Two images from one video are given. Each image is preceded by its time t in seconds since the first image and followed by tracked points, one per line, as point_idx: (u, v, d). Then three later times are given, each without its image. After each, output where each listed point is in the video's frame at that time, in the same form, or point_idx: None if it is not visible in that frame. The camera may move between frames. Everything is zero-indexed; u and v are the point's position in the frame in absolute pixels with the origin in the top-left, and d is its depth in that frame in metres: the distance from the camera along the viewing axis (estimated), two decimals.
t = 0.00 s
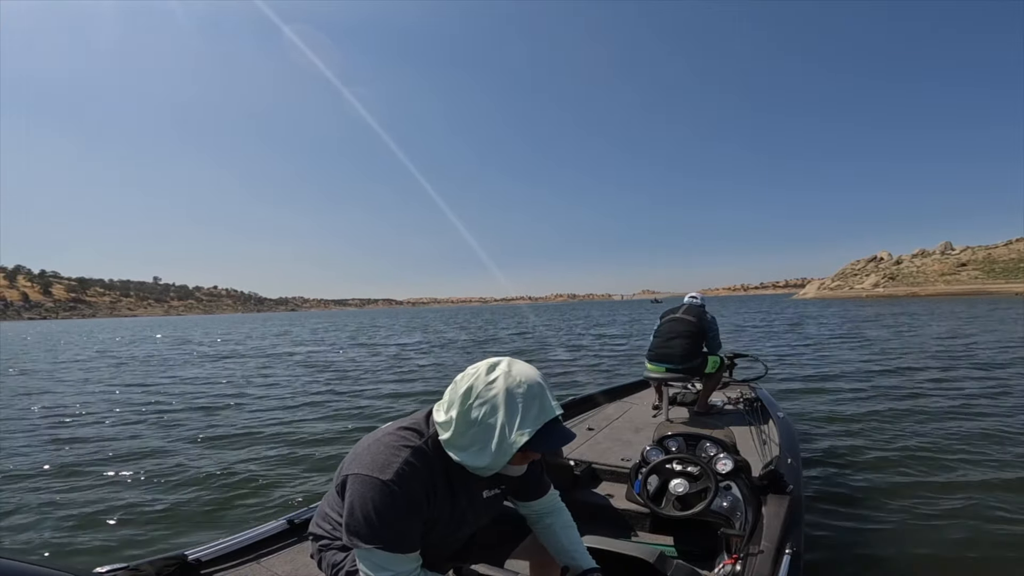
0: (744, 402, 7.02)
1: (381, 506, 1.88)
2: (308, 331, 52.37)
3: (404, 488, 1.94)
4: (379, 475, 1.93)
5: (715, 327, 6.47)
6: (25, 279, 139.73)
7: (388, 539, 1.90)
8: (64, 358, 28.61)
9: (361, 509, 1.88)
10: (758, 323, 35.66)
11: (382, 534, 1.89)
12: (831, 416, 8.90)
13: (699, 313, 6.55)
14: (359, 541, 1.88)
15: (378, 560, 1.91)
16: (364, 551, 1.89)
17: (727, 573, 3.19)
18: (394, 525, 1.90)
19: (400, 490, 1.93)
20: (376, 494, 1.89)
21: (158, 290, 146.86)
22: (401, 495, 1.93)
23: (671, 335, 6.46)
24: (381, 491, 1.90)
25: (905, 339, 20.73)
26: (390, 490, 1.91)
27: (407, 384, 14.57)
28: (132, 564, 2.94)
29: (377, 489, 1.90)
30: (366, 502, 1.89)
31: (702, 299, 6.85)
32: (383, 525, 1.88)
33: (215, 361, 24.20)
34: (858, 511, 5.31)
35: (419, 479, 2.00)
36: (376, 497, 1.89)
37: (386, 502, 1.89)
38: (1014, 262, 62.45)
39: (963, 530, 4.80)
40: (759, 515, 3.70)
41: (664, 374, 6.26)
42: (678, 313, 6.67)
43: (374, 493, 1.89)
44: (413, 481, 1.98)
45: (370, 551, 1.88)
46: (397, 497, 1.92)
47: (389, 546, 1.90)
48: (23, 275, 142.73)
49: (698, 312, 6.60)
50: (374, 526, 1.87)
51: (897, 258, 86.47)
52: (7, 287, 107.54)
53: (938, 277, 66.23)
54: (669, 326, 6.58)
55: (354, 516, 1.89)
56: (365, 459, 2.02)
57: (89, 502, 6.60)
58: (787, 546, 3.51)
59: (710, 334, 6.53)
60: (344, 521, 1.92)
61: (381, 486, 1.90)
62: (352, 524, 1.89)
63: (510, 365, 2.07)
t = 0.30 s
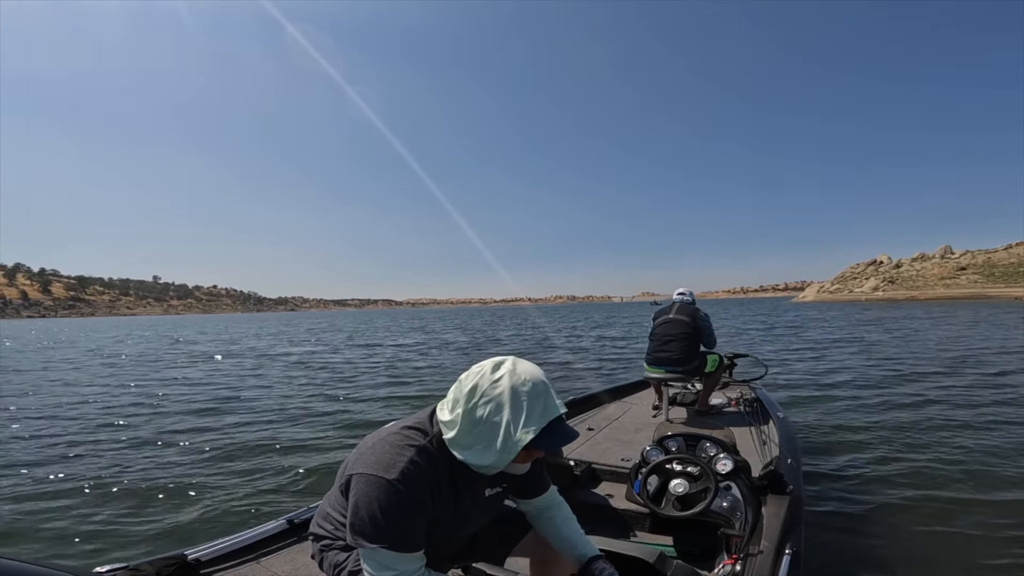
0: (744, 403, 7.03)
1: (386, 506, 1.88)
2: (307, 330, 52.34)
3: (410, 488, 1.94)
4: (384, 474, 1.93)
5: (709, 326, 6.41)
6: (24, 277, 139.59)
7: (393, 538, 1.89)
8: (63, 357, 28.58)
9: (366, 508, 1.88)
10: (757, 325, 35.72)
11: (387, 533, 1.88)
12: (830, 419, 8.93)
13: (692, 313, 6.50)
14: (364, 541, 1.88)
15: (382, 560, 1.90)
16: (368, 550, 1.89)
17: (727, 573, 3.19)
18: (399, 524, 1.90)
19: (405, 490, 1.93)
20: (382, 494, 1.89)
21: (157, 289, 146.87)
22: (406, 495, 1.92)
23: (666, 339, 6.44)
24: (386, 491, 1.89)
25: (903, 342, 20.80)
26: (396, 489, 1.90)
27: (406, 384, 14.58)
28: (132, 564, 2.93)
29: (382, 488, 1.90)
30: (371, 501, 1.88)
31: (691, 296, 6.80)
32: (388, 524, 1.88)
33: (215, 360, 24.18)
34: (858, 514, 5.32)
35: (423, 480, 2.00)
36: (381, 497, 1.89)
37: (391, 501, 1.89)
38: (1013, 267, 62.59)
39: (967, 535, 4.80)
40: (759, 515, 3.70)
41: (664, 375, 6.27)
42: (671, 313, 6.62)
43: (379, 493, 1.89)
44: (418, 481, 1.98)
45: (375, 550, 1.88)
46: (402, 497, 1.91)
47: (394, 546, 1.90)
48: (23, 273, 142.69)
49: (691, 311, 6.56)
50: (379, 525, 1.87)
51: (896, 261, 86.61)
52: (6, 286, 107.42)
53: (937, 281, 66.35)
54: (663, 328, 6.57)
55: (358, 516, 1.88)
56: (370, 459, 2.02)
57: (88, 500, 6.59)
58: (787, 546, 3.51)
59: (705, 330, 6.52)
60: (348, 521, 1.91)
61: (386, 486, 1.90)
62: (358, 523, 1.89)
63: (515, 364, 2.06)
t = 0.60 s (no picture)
0: (744, 403, 7.02)
1: (390, 505, 1.88)
2: (307, 330, 52.35)
3: (413, 488, 1.94)
4: (387, 473, 1.93)
5: (708, 325, 6.42)
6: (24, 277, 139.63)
7: (397, 537, 1.89)
8: (64, 357, 28.60)
9: (369, 507, 1.87)
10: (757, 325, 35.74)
11: (390, 532, 1.88)
12: (831, 418, 8.92)
13: (691, 312, 6.49)
14: (367, 540, 1.88)
15: (385, 558, 1.90)
16: (371, 549, 1.89)
17: (727, 573, 3.19)
18: (402, 523, 1.90)
19: (408, 490, 1.92)
20: (385, 493, 1.89)
21: (157, 289, 146.78)
22: (410, 494, 1.93)
23: (665, 339, 6.44)
24: (390, 490, 1.89)
25: (903, 342, 20.82)
26: (399, 489, 1.90)
27: (407, 384, 14.60)
28: (132, 564, 2.93)
29: (385, 488, 1.90)
30: (374, 500, 1.88)
31: (688, 296, 6.80)
32: (391, 523, 1.88)
33: (215, 360, 24.18)
34: (859, 515, 5.31)
35: (426, 479, 2.00)
36: (385, 497, 1.88)
37: (395, 500, 1.89)
38: (1013, 267, 62.64)
39: (968, 542, 4.77)
40: (759, 515, 3.70)
41: (664, 375, 6.27)
42: (670, 313, 6.62)
43: (383, 492, 1.89)
44: (421, 481, 1.98)
45: (377, 549, 1.88)
46: (405, 497, 1.91)
47: (397, 545, 1.90)
48: (23, 273, 142.65)
49: (689, 311, 6.56)
50: (382, 525, 1.87)
51: (896, 261, 86.65)
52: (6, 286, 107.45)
53: (937, 280, 66.38)
54: (662, 328, 6.57)
55: (361, 515, 1.88)
56: (372, 459, 2.02)
57: (88, 501, 6.59)
58: (787, 547, 3.51)
59: (703, 329, 6.52)
60: (352, 520, 1.91)
61: (389, 485, 1.90)
62: (361, 523, 1.88)
63: (516, 365, 2.06)
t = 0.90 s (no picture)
0: (744, 403, 7.03)
1: (397, 503, 1.88)
2: (307, 331, 52.38)
3: (421, 488, 1.95)
4: (394, 472, 1.93)
5: (708, 325, 6.43)
6: (24, 278, 139.58)
7: (403, 536, 1.89)
8: (64, 357, 28.62)
9: (376, 506, 1.87)
10: (757, 325, 35.78)
11: (397, 530, 1.89)
12: (830, 418, 8.94)
13: (692, 312, 6.49)
14: (374, 539, 1.88)
15: (391, 558, 1.91)
16: (377, 548, 1.89)
17: (727, 573, 3.19)
18: (408, 522, 1.90)
19: (416, 489, 1.93)
20: (392, 491, 1.89)
21: (157, 289, 146.91)
22: (417, 493, 1.93)
23: (665, 339, 6.44)
24: (397, 489, 1.90)
25: (902, 342, 20.84)
26: (406, 487, 1.91)
27: (407, 384, 14.63)
28: (132, 564, 2.93)
29: (392, 487, 1.90)
30: (381, 499, 1.88)
31: (688, 297, 6.81)
32: (398, 521, 1.88)
33: (215, 361, 24.20)
34: (858, 514, 5.31)
35: (433, 478, 2.00)
36: (392, 496, 1.89)
37: (402, 499, 1.89)
38: (1012, 265, 62.74)
39: (970, 539, 4.76)
40: (759, 515, 3.70)
41: (664, 375, 6.27)
42: (670, 313, 6.63)
43: (390, 490, 1.89)
44: (428, 480, 1.98)
45: (384, 548, 1.88)
46: (413, 496, 1.92)
47: (403, 543, 1.90)
48: (22, 274, 142.52)
49: (689, 311, 6.56)
50: (389, 523, 1.87)
51: (895, 260, 86.74)
52: (6, 287, 107.48)
53: (936, 279, 66.47)
54: (662, 328, 6.57)
55: (368, 514, 1.88)
56: (379, 458, 2.01)
57: (88, 501, 6.58)
58: (787, 547, 3.51)
59: (703, 329, 6.52)
60: (358, 518, 1.91)
61: (397, 484, 1.90)
62: (367, 521, 1.88)
63: (523, 364, 2.06)
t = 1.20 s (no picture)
0: (744, 402, 7.03)
1: (401, 503, 1.88)
2: (308, 330, 52.42)
3: (426, 489, 1.94)
4: (398, 471, 1.93)
5: (709, 325, 6.44)
6: (24, 278, 139.62)
7: (407, 535, 1.90)
8: (65, 358, 28.66)
9: (381, 505, 1.87)
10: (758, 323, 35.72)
11: (401, 530, 1.89)
12: (830, 417, 8.94)
13: (692, 313, 6.50)
14: (378, 538, 1.88)
15: (395, 557, 1.91)
16: (380, 547, 1.89)
17: (727, 573, 3.20)
18: (413, 521, 1.91)
19: (421, 490, 1.93)
20: (397, 491, 1.89)
21: (157, 289, 146.94)
22: (422, 493, 1.93)
23: (666, 339, 6.44)
24: (402, 488, 1.90)
25: (904, 340, 20.79)
26: (411, 488, 1.91)
27: (407, 384, 14.63)
28: (132, 564, 2.94)
29: (397, 486, 1.90)
30: (386, 499, 1.88)
31: (689, 296, 6.81)
32: (403, 521, 1.89)
33: (215, 361, 24.21)
34: (857, 512, 5.31)
35: (438, 479, 2.00)
36: (397, 496, 1.88)
37: (407, 498, 1.89)
38: (1013, 262, 62.67)
39: (971, 537, 4.74)
40: (759, 515, 3.71)
41: (665, 375, 6.27)
42: (670, 313, 6.63)
43: (395, 490, 1.89)
44: (433, 481, 1.98)
45: (388, 547, 1.88)
46: (417, 496, 1.92)
47: (407, 543, 1.90)
48: (22, 274, 142.25)
49: (690, 311, 6.57)
50: (394, 523, 1.87)
51: (896, 258, 86.68)
52: (6, 287, 107.49)
53: (937, 276, 66.40)
54: (662, 328, 6.57)
55: (372, 514, 1.88)
56: (383, 457, 2.02)
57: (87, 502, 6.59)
58: (787, 546, 3.52)
59: (704, 329, 6.53)
60: (362, 518, 1.91)
61: (401, 483, 1.90)
62: (372, 520, 1.88)
63: (528, 364, 2.06)
